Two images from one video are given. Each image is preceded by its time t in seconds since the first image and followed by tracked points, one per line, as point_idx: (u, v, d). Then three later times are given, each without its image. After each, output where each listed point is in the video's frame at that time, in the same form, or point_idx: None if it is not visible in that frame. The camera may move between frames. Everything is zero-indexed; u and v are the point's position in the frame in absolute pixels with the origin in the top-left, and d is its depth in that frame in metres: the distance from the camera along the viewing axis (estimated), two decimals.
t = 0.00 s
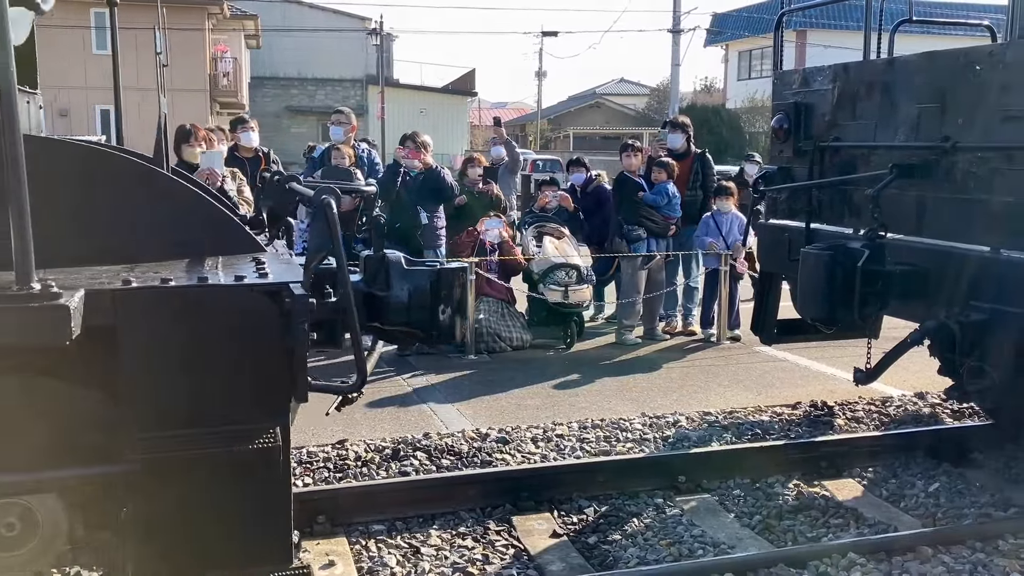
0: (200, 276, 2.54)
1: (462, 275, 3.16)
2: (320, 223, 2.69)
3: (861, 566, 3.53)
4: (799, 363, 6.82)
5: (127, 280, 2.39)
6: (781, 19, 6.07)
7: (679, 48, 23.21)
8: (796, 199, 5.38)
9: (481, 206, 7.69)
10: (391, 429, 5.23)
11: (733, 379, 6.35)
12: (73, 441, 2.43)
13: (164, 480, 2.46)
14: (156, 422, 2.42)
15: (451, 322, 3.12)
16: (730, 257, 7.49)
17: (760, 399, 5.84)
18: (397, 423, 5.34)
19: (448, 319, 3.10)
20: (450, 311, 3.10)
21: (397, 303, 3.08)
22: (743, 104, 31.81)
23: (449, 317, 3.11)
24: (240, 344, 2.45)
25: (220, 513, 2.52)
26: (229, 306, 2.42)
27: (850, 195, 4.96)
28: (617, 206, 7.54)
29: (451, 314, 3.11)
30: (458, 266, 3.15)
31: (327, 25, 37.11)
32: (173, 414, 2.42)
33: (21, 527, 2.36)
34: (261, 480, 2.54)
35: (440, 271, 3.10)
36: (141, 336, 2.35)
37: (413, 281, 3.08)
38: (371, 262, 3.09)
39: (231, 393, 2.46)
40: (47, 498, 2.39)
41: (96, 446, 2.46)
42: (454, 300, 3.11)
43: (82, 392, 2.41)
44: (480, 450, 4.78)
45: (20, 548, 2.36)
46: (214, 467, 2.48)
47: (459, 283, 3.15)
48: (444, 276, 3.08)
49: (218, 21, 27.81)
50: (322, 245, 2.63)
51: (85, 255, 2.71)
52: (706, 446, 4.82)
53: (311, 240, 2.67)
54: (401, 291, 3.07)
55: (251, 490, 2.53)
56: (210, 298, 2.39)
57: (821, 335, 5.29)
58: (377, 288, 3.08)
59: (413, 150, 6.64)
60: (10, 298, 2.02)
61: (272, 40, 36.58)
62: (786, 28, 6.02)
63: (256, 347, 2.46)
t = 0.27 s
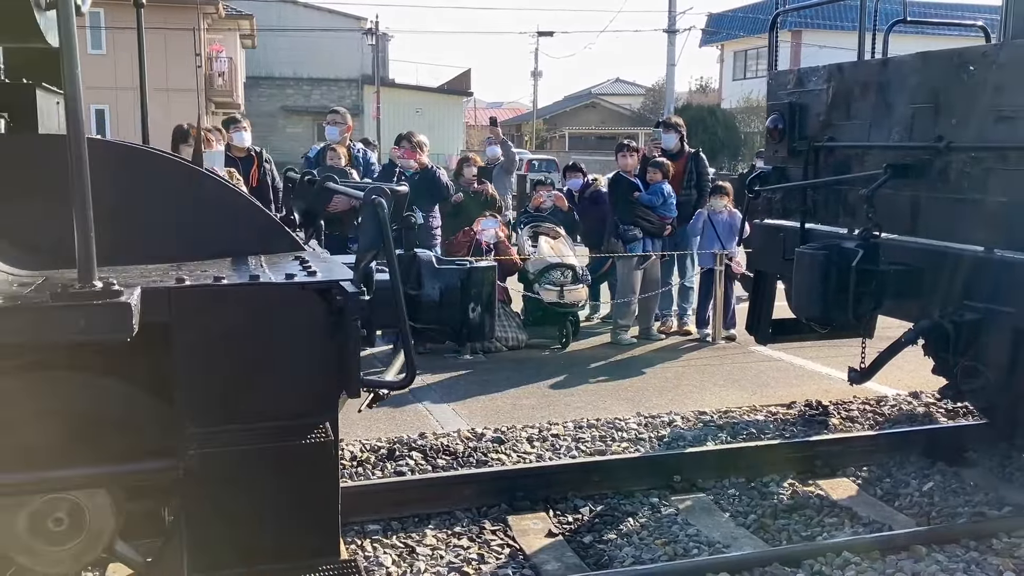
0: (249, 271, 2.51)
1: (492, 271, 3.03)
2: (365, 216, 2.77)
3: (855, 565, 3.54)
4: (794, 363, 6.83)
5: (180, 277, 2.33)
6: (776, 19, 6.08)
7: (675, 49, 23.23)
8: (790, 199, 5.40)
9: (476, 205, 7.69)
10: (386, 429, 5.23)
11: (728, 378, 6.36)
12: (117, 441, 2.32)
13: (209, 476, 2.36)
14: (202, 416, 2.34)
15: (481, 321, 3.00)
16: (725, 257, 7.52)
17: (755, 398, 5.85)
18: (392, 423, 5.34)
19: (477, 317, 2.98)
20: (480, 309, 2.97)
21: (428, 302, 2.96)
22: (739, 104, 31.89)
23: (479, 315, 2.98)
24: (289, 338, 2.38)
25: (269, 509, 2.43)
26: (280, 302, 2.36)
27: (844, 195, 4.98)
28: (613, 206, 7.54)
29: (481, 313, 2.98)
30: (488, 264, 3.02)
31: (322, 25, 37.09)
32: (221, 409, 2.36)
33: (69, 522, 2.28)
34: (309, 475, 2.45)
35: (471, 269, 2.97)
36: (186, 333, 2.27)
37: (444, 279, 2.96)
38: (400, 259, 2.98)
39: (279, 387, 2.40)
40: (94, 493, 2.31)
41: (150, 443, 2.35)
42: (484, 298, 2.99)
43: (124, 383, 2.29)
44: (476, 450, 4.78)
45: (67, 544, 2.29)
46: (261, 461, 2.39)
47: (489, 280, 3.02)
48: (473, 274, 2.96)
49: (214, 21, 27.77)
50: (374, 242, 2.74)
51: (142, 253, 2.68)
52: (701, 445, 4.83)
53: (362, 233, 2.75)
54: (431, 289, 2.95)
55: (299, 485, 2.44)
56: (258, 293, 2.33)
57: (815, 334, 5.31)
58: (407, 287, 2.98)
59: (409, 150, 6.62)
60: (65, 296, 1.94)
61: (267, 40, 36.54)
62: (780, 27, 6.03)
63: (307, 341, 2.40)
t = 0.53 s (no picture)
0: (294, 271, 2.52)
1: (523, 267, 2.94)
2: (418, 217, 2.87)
3: (851, 565, 3.55)
4: (790, 363, 6.84)
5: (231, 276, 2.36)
6: (773, 19, 6.09)
7: (672, 49, 23.22)
8: (787, 200, 5.41)
9: (473, 206, 7.69)
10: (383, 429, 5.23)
11: (725, 378, 6.37)
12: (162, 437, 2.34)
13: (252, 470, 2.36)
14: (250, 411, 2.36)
15: (511, 318, 2.94)
16: (723, 257, 7.51)
17: (752, 398, 5.86)
18: (390, 423, 5.34)
19: (508, 316, 2.93)
20: (510, 307, 2.93)
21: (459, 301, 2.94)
22: (736, 104, 31.90)
23: (509, 312, 2.93)
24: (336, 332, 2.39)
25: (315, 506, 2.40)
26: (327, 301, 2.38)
27: (841, 195, 4.98)
28: (610, 206, 7.53)
29: (511, 310, 2.93)
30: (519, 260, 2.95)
31: (319, 24, 37.05)
32: (270, 404, 2.38)
33: (116, 518, 2.32)
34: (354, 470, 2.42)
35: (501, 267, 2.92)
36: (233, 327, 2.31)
37: (474, 277, 2.93)
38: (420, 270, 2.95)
39: (328, 386, 2.42)
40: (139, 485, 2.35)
41: (179, 441, 2.36)
42: (514, 295, 2.94)
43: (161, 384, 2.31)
44: (473, 449, 4.78)
45: (111, 539, 2.32)
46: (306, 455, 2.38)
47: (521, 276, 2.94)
48: (503, 272, 2.92)
49: (210, 20, 27.73)
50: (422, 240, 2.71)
51: (181, 253, 2.72)
52: (698, 445, 4.84)
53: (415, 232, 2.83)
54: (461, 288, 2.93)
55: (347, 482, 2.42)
56: (308, 292, 2.35)
57: (812, 334, 5.31)
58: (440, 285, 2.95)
59: (406, 150, 6.65)
60: (125, 294, 2.04)
61: (264, 39, 36.50)
62: (777, 28, 6.03)
63: (354, 340, 2.42)
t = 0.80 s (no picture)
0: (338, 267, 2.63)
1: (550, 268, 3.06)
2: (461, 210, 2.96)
3: (849, 564, 3.55)
4: (789, 363, 6.84)
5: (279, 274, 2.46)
6: (771, 19, 6.09)
7: (670, 48, 23.21)
8: (785, 199, 5.41)
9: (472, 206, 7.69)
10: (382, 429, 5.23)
11: (723, 378, 6.37)
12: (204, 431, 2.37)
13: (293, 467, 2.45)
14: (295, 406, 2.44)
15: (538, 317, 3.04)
16: (721, 256, 7.50)
17: (750, 398, 5.86)
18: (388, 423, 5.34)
19: (534, 314, 3.03)
20: (536, 306, 3.03)
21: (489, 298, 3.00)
22: (734, 104, 31.91)
23: (536, 311, 3.03)
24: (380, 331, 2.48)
25: (354, 501, 2.51)
26: (373, 298, 2.46)
27: (839, 195, 4.98)
28: (609, 206, 7.52)
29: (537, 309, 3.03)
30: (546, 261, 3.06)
31: (317, 24, 37.03)
32: (316, 401, 2.46)
33: (158, 515, 2.34)
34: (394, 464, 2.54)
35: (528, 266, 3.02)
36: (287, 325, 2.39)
37: (503, 276, 3.01)
38: (447, 260, 3.10)
39: (366, 383, 2.50)
40: (183, 482, 2.37)
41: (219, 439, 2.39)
42: (541, 295, 3.04)
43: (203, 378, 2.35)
44: (472, 449, 4.78)
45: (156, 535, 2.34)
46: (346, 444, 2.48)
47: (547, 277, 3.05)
48: (531, 272, 3.01)
49: (208, 19, 27.70)
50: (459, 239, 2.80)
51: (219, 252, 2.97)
52: (697, 444, 4.84)
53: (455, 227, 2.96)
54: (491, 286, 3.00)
55: (385, 478, 2.53)
56: (356, 290, 2.44)
57: (810, 333, 5.32)
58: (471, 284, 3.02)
59: (405, 149, 6.68)
60: (181, 292, 2.17)
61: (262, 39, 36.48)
62: (775, 27, 6.03)
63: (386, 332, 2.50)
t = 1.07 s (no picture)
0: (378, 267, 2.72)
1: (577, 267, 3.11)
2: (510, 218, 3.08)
3: (848, 564, 3.55)
4: (788, 362, 6.84)
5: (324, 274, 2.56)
6: (770, 18, 6.09)
7: (669, 48, 23.19)
8: (784, 199, 5.41)
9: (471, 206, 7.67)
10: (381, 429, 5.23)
11: (722, 377, 6.36)
12: (249, 432, 2.44)
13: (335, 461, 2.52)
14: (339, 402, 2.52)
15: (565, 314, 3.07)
16: (720, 256, 7.49)
17: (749, 397, 5.86)
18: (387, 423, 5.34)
19: (562, 312, 3.07)
20: (564, 304, 3.06)
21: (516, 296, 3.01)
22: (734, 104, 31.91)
23: (563, 309, 3.07)
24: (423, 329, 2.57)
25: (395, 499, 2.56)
26: (416, 294, 2.55)
27: (839, 194, 4.98)
28: (608, 206, 7.51)
29: (564, 307, 3.06)
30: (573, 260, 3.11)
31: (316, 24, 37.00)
32: (355, 398, 2.53)
33: (198, 509, 2.41)
34: (430, 463, 2.58)
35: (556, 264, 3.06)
36: (331, 321, 2.48)
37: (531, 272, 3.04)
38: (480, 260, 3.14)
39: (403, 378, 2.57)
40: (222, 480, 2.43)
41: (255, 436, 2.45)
42: (568, 293, 3.08)
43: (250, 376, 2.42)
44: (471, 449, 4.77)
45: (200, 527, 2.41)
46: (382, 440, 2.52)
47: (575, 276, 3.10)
48: (558, 270, 3.05)
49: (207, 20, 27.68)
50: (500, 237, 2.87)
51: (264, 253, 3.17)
52: (696, 444, 4.83)
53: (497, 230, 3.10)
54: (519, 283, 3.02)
55: (425, 473, 2.57)
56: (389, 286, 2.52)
57: (809, 332, 5.31)
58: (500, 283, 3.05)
59: (404, 149, 6.66)
60: (234, 288, 2.30)
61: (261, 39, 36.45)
62: (774, 26, 6.03)
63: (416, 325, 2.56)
